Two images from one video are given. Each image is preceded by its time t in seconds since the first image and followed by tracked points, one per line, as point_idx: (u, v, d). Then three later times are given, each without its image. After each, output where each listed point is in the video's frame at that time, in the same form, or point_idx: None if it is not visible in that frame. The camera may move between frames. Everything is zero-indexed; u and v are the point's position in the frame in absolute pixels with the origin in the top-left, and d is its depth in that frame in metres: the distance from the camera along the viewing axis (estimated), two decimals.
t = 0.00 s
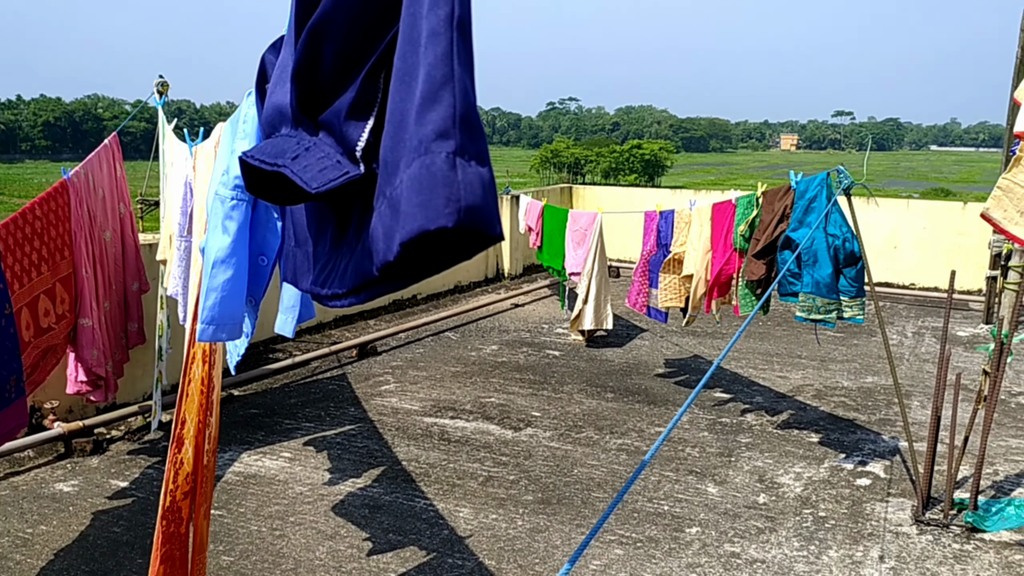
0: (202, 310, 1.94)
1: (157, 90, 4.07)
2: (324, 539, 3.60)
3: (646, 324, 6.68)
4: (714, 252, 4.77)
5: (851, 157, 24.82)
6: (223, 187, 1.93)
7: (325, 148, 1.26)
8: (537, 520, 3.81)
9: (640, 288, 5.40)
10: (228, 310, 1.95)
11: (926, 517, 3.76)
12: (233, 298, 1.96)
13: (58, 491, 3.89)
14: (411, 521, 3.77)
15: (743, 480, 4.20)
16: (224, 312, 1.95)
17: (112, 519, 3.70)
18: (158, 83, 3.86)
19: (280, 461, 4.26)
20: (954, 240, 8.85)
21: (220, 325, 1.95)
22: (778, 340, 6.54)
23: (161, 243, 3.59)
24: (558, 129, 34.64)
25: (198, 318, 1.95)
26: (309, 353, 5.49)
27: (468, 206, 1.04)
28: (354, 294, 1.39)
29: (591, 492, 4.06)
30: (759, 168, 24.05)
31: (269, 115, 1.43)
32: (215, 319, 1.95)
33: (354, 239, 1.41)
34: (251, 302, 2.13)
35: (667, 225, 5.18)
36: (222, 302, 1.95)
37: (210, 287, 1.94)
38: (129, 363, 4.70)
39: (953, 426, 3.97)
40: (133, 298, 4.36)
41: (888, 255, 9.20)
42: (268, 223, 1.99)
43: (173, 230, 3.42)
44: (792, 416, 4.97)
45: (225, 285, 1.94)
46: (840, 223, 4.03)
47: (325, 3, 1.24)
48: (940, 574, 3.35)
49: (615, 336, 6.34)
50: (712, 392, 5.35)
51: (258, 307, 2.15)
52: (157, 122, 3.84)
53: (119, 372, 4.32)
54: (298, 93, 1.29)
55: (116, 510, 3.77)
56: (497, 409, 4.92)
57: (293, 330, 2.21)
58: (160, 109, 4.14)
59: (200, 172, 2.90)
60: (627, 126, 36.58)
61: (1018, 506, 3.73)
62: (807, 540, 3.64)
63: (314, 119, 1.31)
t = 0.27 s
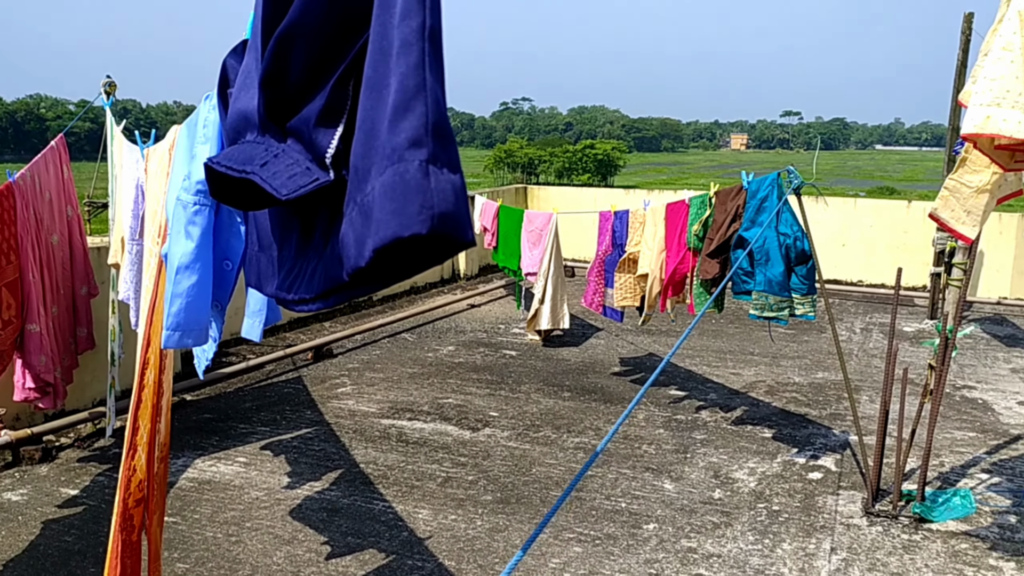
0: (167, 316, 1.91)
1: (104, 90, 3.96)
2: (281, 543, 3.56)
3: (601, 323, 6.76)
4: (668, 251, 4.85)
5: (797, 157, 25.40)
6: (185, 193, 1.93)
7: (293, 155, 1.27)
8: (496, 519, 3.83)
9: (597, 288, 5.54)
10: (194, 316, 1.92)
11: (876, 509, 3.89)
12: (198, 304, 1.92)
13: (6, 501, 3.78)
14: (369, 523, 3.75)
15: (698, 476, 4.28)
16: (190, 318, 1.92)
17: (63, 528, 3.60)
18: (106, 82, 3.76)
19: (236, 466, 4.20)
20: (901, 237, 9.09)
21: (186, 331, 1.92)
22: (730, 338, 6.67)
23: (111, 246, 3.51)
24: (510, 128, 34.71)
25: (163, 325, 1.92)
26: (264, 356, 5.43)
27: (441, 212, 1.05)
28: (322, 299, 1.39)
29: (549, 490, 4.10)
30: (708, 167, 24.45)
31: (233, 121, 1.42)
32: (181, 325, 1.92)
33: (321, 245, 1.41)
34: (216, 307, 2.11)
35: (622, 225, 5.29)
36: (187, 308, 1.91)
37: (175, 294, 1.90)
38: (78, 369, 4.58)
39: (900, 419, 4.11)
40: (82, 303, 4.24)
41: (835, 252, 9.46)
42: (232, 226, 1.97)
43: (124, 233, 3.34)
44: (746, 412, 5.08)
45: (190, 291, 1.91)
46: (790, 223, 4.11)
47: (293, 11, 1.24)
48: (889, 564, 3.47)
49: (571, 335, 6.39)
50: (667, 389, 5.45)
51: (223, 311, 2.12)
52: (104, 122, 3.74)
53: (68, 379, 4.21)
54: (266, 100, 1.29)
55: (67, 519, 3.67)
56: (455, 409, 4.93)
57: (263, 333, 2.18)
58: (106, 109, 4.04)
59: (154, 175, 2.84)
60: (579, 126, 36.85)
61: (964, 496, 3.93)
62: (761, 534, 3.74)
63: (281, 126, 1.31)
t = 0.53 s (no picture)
0: (103, 322, 1.86)
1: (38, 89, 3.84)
2: (227, 551, 3.50)
3: (548, 323, 6.80)
4: (613, 251, 4.90)
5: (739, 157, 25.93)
6: (120, 196, 1.88)
7: (235, 159, 1.25)
8: (446, 521, 3.82)
9: (543, 288, 5.60)
10: (131, 322, 1.88)
11: (817, 502, 4.00)
12: (136, 310, 1.88)
13: None
14: (317, 528, 3.71)
15: (645, 472, 4.35)
16: (127, 323, 1.88)
17: None
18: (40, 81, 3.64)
19: (179, 473, 4.11)
20: (840, 235, 9.35)
21: (122, 337, 1.88)
22: (675, 336, 6.78)
23: (48, 249, 3.40)
24: (456, 128, 34.63)
25: (99, 331, 1.87)
26: (206, 361, 5.32)
27: (386, 216, 1.05)
28: (266, 303, 1.37)
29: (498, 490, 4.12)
30: (652, 167, 24.78)
31: (171, 124, 1.39)
32: (117, 331, 1.88)
33: (264, 248, 1.40)
34: (154, 312, 2.06)
35: (568, 225, 5.32)
36: (124, 314, 1.87)
37: (111, 299, 1.85)
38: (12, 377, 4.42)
39: (840, 413, 4.23)
40: (16, 308, 4.09)
41: (776, 251, 9.68)
42: (170, 231, 1.93)
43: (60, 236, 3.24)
44: (691, 409, 5.17)
45: (127, 296, 1.87)
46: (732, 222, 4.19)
47: (233, 11, 1.23)
48: (830, 554, 3.58)
49: (518, 335, 6.42)
50: (613, 387, 5.52)
51: (161, 317, 2.08)
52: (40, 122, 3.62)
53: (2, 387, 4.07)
54: (206, 103, 1.28)
55: (2, 531, 3.54)
56: (403, 411, 4.91)
57: (200, 338, 2.17)
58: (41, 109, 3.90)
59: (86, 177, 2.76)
60: (525, 126, 36.98)
61: (901, 487, 4.07)
62: (707, 528, 3.81)
63: (222, 128, 1.29)
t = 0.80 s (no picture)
0: (15, 331, 1.79)
1: None
2: (156, 562, 3.40)
3: (484, 323, 6.81)
4: (547, 251, 4.93)
5: (672, 156, 26.40)
6: (34, 201, 1.83)
7: (152, 164, 1.23)
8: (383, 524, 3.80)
9: (479, 289, 5.52)
10: (45, 331, 1.81)
11: (748, 493, 4.11)
12: (51, 318, 1.82)
13: None
14: (250, 536, 3.64)
15: (581, 469, 4.40)
16: (42, 332, 1.81)
17: None
18: None
19: (105, 484, 3.98)
20: (766, 231, 9.62)
21: (37, 347, 1.80)
22: (610, 333, 6.87)
23: None
24: (391, 127, 34.34)
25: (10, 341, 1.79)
26: (132, 368, 5.17)
27: (307, 222, 1.04)
28: (188, 310, 1.35)
29: (436, 492, 4.12)
30: (586, 166, 25.03)
31: (84, 128, 1.35)
32: (31, 341, 1.80)
33: (184, 255, 1.37)
34: (70, 321, 1.99)
35: (502, 226, 5.33)
36: (38, 322, 1.81)
37: (24, 308, 1.80)
38: None
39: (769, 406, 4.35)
40: None
41: (707, 248, 9.89)
42: (86, 237, 1.88)
43: None
44: (625, 405, 5.25)
45: (41, 304, 1.81)
46: (662, 220, 4.26)
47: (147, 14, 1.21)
48: (760, 544, 3.68)
49: (454, 336, 6.42)
50: (549, 385, 5.57)
51: (78, 326, 2.01)
52: None
53: None
54: (120, 107, 1.25)
55: None
56: (338, 415, 4.85)
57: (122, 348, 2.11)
58: None
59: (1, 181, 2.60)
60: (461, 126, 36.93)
61: (829, 477, 4.18)
62: (642, 523, 3.88)
63: (137, 133, 1.26)
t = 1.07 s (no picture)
0: None
1: None
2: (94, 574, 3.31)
3: (429, 323, 6.80)
4: (491, 251, 4.94)
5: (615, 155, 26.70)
6: None
7: (76, 168, 1.21)
8: (328, 528, 3.77)
9: (423, 290, 5.51)
10: None
11: (692, 487, 4.19)
12: None
13: None
14: (191, 544, 3.57)
15: (527, 468, 4.42)
16: None
17: None
18: None
19: (38, 496, 3.86)
20: (706, 228, 9.80)
21: None
22: (554, 332, 6.92)
23: None
24: (334, 127, 33.94)
25: None
26: (65, 376, 5.01)
27: (235, 227, 1.03)
28: (115, 316, 1.32)
29: (382, 494, 4.10)
30: (530, 166, 25.14)
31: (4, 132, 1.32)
32: None
33: (111, 260, 1.34)
34: None
35: (445, 226, 5.30)
36: None
37: None
38: None
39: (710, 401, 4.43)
40: None
41: (647, 245, 10.03)
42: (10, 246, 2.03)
43: None
44: (571, 403, 5.30)
45: None
46: (604, 220, 4.29)
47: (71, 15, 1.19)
48: (703, 537, 3.76)
49: (399, 337, 6.38)
50: (495, 385, 5.58)
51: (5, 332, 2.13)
52: None
53: None
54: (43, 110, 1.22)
55: None
56: (281, 419, 4.79)
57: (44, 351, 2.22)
58: None
59: None
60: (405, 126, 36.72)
61: (769, 469, 4.30)
62: (588, 519, 3.92)
63: (61, 137, 1.24)
